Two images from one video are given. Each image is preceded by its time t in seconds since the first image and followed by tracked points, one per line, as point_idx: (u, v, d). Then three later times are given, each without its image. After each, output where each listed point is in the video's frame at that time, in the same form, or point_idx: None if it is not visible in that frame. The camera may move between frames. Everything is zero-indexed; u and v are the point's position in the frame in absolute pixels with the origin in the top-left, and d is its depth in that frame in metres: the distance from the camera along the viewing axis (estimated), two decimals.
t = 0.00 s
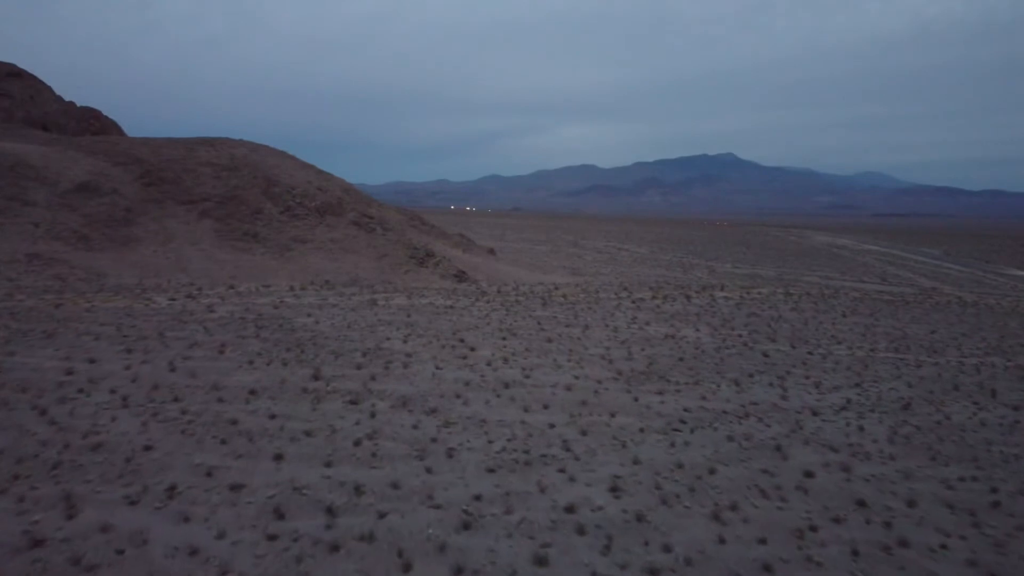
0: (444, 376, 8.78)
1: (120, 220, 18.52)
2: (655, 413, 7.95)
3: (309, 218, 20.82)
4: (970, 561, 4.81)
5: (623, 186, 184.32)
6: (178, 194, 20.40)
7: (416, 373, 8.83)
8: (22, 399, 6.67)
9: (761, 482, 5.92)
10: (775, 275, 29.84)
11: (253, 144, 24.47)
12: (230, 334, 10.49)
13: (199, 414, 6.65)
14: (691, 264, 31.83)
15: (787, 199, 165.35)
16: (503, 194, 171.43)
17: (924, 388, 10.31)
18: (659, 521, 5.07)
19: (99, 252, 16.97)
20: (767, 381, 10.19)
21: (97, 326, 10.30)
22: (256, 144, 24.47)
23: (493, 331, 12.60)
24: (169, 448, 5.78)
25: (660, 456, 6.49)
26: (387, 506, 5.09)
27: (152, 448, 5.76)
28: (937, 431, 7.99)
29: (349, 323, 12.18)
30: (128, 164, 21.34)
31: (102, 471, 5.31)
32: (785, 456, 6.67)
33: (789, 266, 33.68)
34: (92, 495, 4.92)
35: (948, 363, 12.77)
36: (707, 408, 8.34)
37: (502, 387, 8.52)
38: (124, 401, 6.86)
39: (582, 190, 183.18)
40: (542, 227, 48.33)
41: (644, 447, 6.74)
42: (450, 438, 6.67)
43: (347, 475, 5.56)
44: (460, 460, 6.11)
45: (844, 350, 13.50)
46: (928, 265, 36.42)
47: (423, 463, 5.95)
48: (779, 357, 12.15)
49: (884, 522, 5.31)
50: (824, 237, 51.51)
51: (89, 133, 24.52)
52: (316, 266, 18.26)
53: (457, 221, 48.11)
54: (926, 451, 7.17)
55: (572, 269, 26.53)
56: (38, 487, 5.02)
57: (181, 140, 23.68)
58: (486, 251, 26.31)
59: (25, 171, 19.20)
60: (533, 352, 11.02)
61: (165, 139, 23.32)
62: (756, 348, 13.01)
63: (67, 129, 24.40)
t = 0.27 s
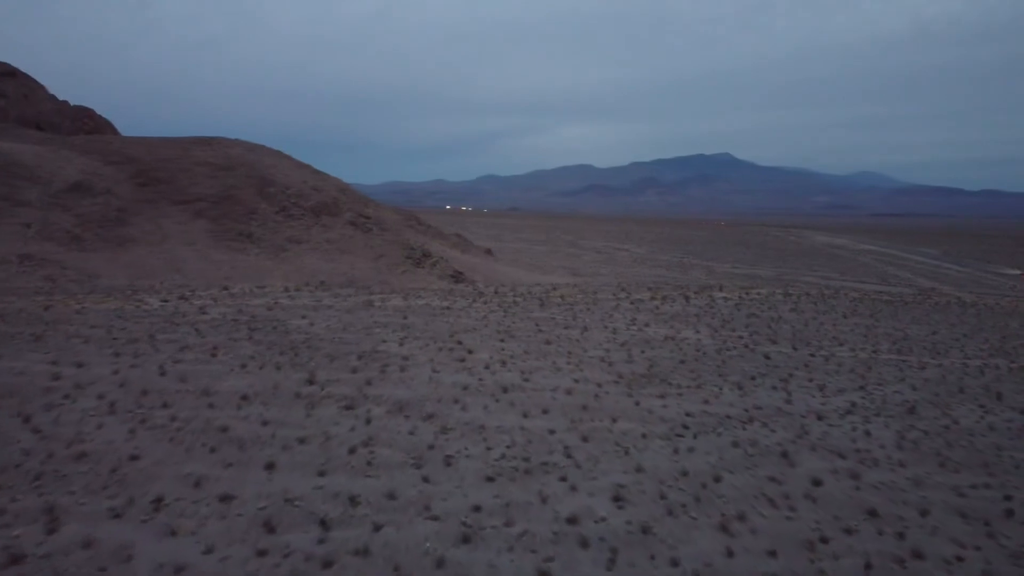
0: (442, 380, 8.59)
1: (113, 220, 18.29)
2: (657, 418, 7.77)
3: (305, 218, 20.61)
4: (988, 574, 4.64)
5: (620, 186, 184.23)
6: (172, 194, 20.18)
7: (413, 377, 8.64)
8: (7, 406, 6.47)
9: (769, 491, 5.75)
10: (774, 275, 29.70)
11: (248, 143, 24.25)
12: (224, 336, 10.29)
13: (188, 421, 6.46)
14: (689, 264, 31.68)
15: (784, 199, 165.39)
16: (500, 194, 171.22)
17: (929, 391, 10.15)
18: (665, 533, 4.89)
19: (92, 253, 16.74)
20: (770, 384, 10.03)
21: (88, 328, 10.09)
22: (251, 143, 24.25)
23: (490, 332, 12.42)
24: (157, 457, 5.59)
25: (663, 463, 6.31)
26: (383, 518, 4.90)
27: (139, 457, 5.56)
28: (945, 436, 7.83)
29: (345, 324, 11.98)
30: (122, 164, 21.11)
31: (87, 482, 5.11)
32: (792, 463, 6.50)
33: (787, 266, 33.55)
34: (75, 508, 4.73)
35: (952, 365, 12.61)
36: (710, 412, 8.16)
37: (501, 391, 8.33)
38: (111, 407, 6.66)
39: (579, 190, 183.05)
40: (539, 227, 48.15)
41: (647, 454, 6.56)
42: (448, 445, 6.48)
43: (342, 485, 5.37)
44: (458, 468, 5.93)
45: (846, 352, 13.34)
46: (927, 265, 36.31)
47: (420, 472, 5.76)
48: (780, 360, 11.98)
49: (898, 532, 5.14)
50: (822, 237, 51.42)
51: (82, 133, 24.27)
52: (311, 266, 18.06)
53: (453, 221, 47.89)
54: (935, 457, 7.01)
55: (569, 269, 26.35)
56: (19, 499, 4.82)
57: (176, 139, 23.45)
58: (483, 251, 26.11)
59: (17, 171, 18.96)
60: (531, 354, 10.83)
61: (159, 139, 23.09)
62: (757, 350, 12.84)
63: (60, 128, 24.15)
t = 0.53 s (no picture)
0: (412, 386, 8.35)
1: (71, 221, 17.74)
2: (633, 423, 7.62)
3: (270, 219, 20.18)
4: None
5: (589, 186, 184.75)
6: (133, 194, 19.64)
7: (382, 383, 8.38)
8: None
9: (751, 499, 5.60)
10: (743, 275, 29.81)
11: (211, 142, 23.72)
12: (186, 341, 9.93)
13: (146, 433, 6.15)
14: (659, 264, 31.68)
15: (750, 199, 167.09)
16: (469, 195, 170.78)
17: (902, 392, 10.12)
18: (646, 546, 4.71)
19: (49, 255, 16.19)
20: (745, 387, 9.93)
21: (41, 334, 9.67)
22: (216, 142, 23.73)
23: (461, 335, 12.18)
24: (111, 472, 5.29)
25: (641, 471, 6.15)
26: (352, 534, 4.66)
27: (92, 472, 5.25)
28: (921, 438, 7.77)
29: (312, 328, 11.67)
30: (81, 163, 20.50)
31: (34, 502, 4.80)
32: (771, 469, 6.37)
33: (756, 266, 33.72)
34: (21, 530, 4.42)
35: (922, 365, 12.63)
36: (686, 417, 8.03)
37: (473, 397, 8.11)
38: (64, 419, 6.32)
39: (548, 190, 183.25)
40: (509, 227, 47.94)
41: (624, 461, 6.39)
42: (419, 455, 6.25)
43: (308, 500, 5.11)
44: (429, 479, 5.70)
45: (818, 352, 13.32)
46: (892, 265, 36.72)
47: (390, 484, 5.53)
48: (753, 361, 11.91)
49: (883, 540, 5.02)
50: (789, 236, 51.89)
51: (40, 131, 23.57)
52: (277, 268, 17.67)
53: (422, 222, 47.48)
54: (913, 460, 6.93)
55: (540, 269, 26.17)
56: None
57: (137, 138, 22.86)
58: (453, 252, 25.84)
59: None
60: (503, 358, 10.62)
61: (120, 138, 22.50)
62: (730, 351, 12.77)
63: (17, 126, 23.43)
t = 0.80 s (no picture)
0: (384, 390, 8.16)
1: (30, 221, 17.24)
2: (610, 426, 7.50)
3: (237, 219, 19.79)
4: None
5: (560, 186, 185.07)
6: (96, 193, 19.15)
7: (353, 387, 8.17)
8: None
9: (731, 505, 5.50)
10: (715, 275, 29.92)
11: (177, 140, 23.23)
12: (149, 345, 9.63)
13: (105, 442, 5.90)
14: (632, 264, 31.69)
15: (720, 199, 168.50)
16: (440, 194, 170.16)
17: (876, 392, 10.14)
18: (626, 556, 4.58)
19: (6, 256, 15.70)
20: (720, 388, 9.86)
21: None
22: (181, 141, 23.26)
23: (434, 337, 11.98)
24: (67, 485, 5.05)
25: (620, 477, 6.02)
26: (323, 548, 4.48)
27: (48, 486, 5.01)
28: (898, 439, 7.74)
29: (281, 331, 11.40)
30: (41, 162, 19.95)
31: None
32: (750, 473, 6.28)
33: (727, 266, 33.88)
34: None
35: (894, 364, 12.68)
36: (662, 420, 7.93)
37: (447, 401, 7.94)
38: (18, 429, 6.05)
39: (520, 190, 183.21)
40: (481, 227, 47.71)
41: (602, 466, 6.26)
42: (392, 462, 6.07)
43: (276, 512, 4.92)
44: (403, 488, 5.52)
45: (792, 352, 13.34)
46: (860, 264, 37.08)
47: (362, 494, 5.34)
48: (728, 361, 11.87)
49: (865, 546, 4.94)
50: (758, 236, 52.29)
51: None
52: (245, 268, 17.32)
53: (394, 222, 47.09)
54: (890, 462, 6.88)
55: (513, 269, 26.02)
56: None
57: (100, 137, 22.32)
58: (424, 252, 25.60)
59: None
60: (477, 360, 10.46)
61: (82, 136, 21.95)
62: (704, 352, 12.72)
63: None
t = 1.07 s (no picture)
0: (344, 396, 7.89)
1: None
2: (578, 431, 7.34)
3: (191, 219, 19.25)
4: None
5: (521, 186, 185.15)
6: (42, 193, 18.45)
7: (313, 394, 7.89)
8: None
9: (704, 513, 5.37)
10: (676, 274, 30.05)
11: (128, 137, 22.54)
12: (97, 351, 9.22)
13: (48, 457, 5.56)
14: (593, 264, 31.66)
15: (679, 199, 170.16)
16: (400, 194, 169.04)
17: (840, 392, 10.15)
18: (600, 570, 4.42)
19: None
20: (687, 389, 9.77)
21: None
22: (132, 138, 22.58)
23: (396, 340, 11.70)
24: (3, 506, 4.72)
25: (590, 485, 5.86)
26: (281, 570, 4.24)
27: None
28: (865, 440, 7.71)
29: (236, 335, 11.03)
30: None
31: None
32: (722, 479, 6.15)
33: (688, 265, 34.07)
34: None
35: (857, 363, 12.74)
36: (631, 423, 7.80)
37: (410, 407, 7.70)
38: None
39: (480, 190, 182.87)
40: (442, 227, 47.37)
41: (571, 474, 6.09)
42: (354, 473, 5.82)
43: (231, 531, 4.65)
44: (365, 502, 5.28)
45: (755, 352, 13.35)
46: (817, 263, 37.57)
47: (323, 509, 5.10)
48: (693, 362, 11.81)
49: (841, 553, 4.85)
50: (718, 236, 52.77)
51: None
52: (200, 270, 16.83)
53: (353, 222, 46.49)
54: (860, 464, 6.83)
55: (474, 270, 25.78)
56: None
57: (47, 134, 21.55)
58: (384, 253, 25.23)
59: None
60: (440, 363, 10.23)
61: (27, 133, 21.16)
62: (669, 352, 12.64)
63: None
